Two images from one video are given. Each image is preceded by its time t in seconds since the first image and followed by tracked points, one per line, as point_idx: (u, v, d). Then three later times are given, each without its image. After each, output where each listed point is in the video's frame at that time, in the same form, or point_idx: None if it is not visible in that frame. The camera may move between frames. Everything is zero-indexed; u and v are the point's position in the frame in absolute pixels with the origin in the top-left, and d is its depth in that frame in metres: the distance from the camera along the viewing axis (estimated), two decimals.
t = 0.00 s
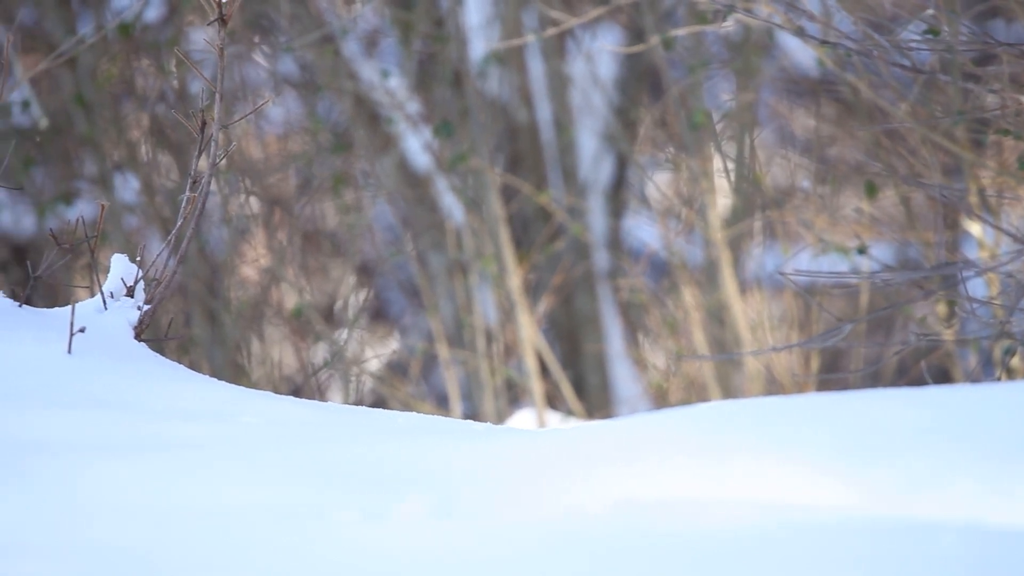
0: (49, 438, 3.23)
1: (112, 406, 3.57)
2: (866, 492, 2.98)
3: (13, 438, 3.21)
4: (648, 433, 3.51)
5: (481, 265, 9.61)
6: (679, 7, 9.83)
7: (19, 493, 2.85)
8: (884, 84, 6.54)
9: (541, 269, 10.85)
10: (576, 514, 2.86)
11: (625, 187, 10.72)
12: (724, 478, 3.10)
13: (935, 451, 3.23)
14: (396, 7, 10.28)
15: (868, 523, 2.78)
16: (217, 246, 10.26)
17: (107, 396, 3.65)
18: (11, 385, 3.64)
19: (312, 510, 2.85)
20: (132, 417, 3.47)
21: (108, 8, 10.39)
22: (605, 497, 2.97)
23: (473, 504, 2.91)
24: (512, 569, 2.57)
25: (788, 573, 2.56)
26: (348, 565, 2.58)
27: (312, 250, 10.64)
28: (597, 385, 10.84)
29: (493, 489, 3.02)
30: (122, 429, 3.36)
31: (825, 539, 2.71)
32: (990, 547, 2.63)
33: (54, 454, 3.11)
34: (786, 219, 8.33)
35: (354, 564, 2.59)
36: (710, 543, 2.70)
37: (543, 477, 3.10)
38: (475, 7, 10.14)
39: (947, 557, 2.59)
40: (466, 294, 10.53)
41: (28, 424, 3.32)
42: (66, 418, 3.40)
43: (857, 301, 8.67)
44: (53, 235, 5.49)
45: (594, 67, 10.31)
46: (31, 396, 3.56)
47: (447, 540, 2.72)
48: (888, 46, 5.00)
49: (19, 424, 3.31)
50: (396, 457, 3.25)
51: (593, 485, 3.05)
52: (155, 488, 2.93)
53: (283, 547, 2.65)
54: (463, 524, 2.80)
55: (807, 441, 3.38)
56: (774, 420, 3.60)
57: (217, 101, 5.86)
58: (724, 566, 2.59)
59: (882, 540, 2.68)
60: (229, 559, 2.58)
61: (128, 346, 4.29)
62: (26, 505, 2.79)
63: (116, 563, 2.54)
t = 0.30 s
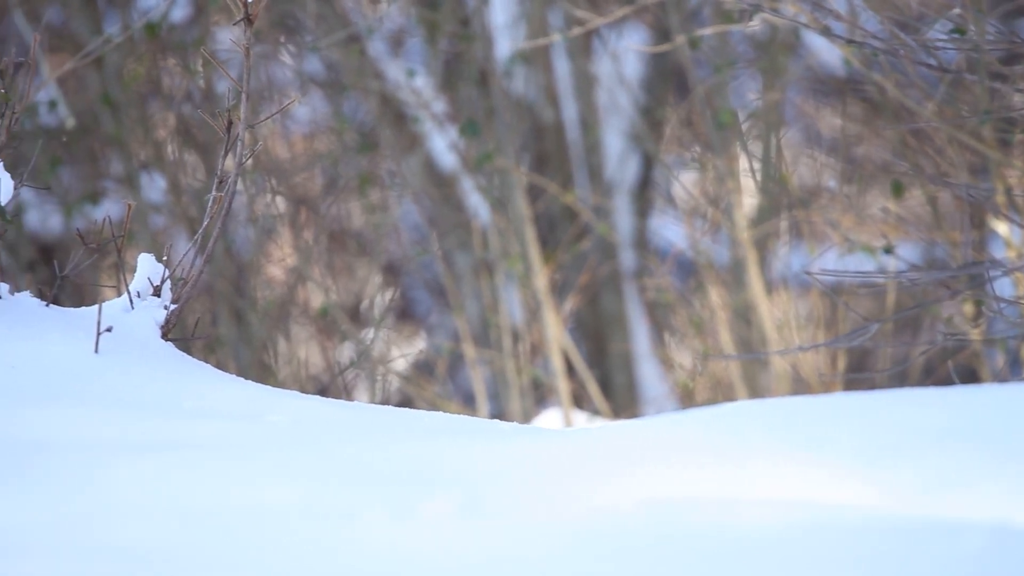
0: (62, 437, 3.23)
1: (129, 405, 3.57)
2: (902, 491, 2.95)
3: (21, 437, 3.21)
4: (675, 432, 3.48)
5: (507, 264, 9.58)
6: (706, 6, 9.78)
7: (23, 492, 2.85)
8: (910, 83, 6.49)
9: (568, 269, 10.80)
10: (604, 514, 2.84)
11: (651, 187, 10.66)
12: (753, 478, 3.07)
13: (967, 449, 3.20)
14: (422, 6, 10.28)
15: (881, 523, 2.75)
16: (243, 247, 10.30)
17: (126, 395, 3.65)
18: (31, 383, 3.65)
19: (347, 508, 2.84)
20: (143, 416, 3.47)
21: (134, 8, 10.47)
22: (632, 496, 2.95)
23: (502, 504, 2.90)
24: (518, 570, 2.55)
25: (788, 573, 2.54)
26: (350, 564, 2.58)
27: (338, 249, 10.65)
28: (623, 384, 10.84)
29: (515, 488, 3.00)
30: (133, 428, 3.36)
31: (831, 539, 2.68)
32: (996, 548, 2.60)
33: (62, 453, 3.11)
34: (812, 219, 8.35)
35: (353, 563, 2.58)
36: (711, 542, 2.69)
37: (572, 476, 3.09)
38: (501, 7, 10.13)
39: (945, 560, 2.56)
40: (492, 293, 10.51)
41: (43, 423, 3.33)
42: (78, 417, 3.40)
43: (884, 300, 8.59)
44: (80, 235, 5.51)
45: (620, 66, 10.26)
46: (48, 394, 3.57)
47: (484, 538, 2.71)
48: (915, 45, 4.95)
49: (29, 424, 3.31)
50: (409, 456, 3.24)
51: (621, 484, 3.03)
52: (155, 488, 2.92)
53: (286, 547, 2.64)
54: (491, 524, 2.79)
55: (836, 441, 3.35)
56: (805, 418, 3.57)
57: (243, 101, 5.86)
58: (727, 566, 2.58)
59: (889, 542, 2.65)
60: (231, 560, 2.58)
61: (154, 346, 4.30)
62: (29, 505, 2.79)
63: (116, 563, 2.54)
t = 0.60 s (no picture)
0: (73, 435, 3.23)
1: (153, 404, 3.57)
2: (927, 493, 2.90)
3: (31, 433, 3.20)
4: (704, 432, 3.46)
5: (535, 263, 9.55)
6: (734, 5, 9.73)
7: (24, 490, 2.83)
8: (939, 82, 6.42)
9: (596, 267, 10.77)
10: (630, 513, 2.83)
11: (679, 185, 10.69)
12: (780, 478, 3.05)
13: (994, 454, 3.15)
14: (450, 5, 10.29)
15: (891, 525, 2.73)
16: (272, 246, 10.35)
17: (148, 395, 3.66)
18: (49, 381, 3.65)
19: (368, 509, 2.83)
20: (158, 415, 3.46)
21: (163, 7, 10.52)
22: (653, 496, 2.93)
23: (525, 504, 2.89)
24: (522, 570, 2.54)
25: (789, 573, 2.52)
26: (352, 562, 2.57)
27: (366, 248, 10.58)
28: (651, 384, 10.82)
29: (544, 488, 2.99)
30: (146, 427, 3.35)
31: (839, 540, 2.66)
32: (1001, 551, 2.57)
33: (70, 451, 3.10)
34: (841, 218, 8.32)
35: (353, 559, 2.58)
36: (710, 542, 2.67)
37: (594, 478, 3.07)
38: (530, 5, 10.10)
39: (945, 561, 2.54)
40: (520, 292, 10.49)
41: (57, 420, 3.32)
42: (91, 416, 3.39)
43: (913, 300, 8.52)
44: (109, 234, 5.53)
45: (649, 66, 10.20)
46: (65, 392, 3.57)
47: (497, 539, 2.69)
48: (944, 44, 4.90)
49: (38, 420, 3.31)
50: (426, 456, 3.22)
51: (647, 484, 3.02)
52: (155, 488, 2.90)
53: (286, 548, 2.62)
54: (505, 523, 2.78)
55: (868, 442, 3.31)
56: (836, 417, 3.54)
57: (271, 100, 5.86)
58: (730, 566, 2.56)
59: (894, 544, 2.63)
60: (230, 560, 2.55)
61: (182, 344, 4.31)
62: (28, 502, 2.76)
63: (113, 562, 2.52)
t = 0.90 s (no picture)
0: (89, 434, 3.23)
1: (174, 404, 3.58)
2: (961, 494, 2.88)
3: (45, 432, 3.21)
4: (735, 433, 3.45)
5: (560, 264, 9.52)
6: (759, 6, 9.69)
7: (31, 489, 2.83)
8: (964, 83, 6.38)
9: (620, 268, 10.75)
10: (656, 514, 2.81)
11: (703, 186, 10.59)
12: (807, 478, 3.03)
13: (1015, 456, 3.12)
14: (474, 6, 10.30)
15: (898, 525, 2.71)
16: (296, 246, 10.40)
17: (170, 395, 3.67)
18: (68, 381, 3.66)
19: (394, 507, 2.84)
20: (176, 415, 3.47)
21: (187, 8, 10.58)
22: (678, 497, 2.91)
23: (554, 504, 2.88)
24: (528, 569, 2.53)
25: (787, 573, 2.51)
26: (355, 561, 2.56)
27: (389, 249, 10.62)
28: (674, 385, 10.75)
29: (575, 488, 2.99)
30: (160, 426, 3.35)
31: (842, 540, 2.64)
32: (1001, 554, 2.55)
33: (82, 451, 3.10)
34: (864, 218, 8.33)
35: (354, 559, 2.57)
36: (708, 543, 2.66)
37: (619, 478, 3.06)
38: (554, 6, 10.07)
39: (945, 562, 2.52)
40: (545, 293, 10.44)
41: (73, 419, 3.33)
42: (106, 416, 3.40)
43: (937, 300, 8.47)
44: (133, 235, 5.54)
45: (673, 67, 10.19)
46: (80, 392, 3.58)
47: (503, 540, 2.68)
48: (969, 45, 4.85)
49: (52, 420, 3.31)
50: (446, 456, 3.21)
51: (677, 485, 3.00)
52: (160, 487, 2.89)
53: (288, 549, 2.61)
54: (520, 522, 2.77)
55: (898, 443, 3.28)
56: (863, 418, 3.52)
57: (296, 101, 5.86)
58: (736, 566, 2.54)
59: (895, 545, 2.61)
60: (231, 559, 2.54)
61: (208, 344, 4.32)
62: (32, 502, 2.76)
63: (113, 561, 2.50)
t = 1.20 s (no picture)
0: (99, 433, 3.23)
1: (190, 402, 3.58)
2: (977, 496, 2.91)
3: (56, 432, 3.21)
4: (751, 432, 3.44)
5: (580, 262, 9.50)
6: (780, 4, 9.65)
7: (35, 488, 2.83)
8: (986, 81, 6.34)
9: (639, 266, 10.70)
10: (676, 513, 2.81)
11: (724, 185, 10.54)
12: (824, 478, 3.03)
13: None
14: (494, 5, 10.30)
15: (898, 525, 2.73)
16: (316, 244, 10.43)
17: (187, 394, 3.67)
18: (82, 380, 3.67)
19: (415, 506, 2.84)
20: (192, 414, 3.47)
21: (208, 7, 10.63)
22: (699, 496, 2.92)
23: (573, 504, 2.88)
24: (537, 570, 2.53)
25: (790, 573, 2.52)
26: (356, 562, 2.55)
27: (411, 246, 10.69)
28: (694, 383, 10.73)
29: (600, 489, 2.97)
30: (172, 426, 3.34)
31: (843, 540, 2.66)
32: (997, 557, 2.58)
33: (90, 450, 3.10)
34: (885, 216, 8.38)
35: (357, 560, 2.56)
36: (712, 542, 2.66)
37: (636, 478, 3.05)
38: (575, 5, 10.10)
39: (948, 564, 2.54)
40: (565, 291, 10.36)
41: (86, 419, 3.33)
42: (116, 415, 3.40)
43: (958, 299, 8.42)
44: (153, 233, 5.55)
45: (693, 65, 10.19)
46: (93, 391, 3.58)
47: (501, 539, 2.67)
48: (991, 42, 4.81)
49: (61, 419, 3.31)
50: (467, 456, 3.20)
51: (696, 483, 3.01)
52: (167, 487, 2.88)
53: (285, 549, 2.59)
54: (532, 520, 2.78)
55: (907, 443, 3.30)
56: (874, 417, 3.52)
57: (316, 99, 5.86)
58: (746, 566, 2.55)
59: (896, 546, 2.63)
60: (232, 559, 2.53)
61: (228, 343, 4.32)
62: (37, 502, 2.75)
63: (112, 561, 2.50)
